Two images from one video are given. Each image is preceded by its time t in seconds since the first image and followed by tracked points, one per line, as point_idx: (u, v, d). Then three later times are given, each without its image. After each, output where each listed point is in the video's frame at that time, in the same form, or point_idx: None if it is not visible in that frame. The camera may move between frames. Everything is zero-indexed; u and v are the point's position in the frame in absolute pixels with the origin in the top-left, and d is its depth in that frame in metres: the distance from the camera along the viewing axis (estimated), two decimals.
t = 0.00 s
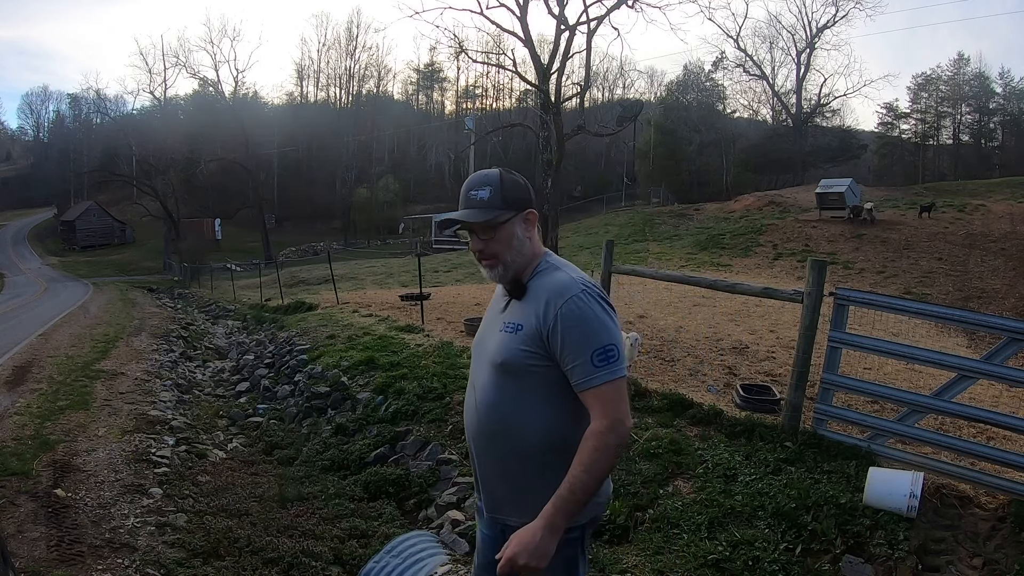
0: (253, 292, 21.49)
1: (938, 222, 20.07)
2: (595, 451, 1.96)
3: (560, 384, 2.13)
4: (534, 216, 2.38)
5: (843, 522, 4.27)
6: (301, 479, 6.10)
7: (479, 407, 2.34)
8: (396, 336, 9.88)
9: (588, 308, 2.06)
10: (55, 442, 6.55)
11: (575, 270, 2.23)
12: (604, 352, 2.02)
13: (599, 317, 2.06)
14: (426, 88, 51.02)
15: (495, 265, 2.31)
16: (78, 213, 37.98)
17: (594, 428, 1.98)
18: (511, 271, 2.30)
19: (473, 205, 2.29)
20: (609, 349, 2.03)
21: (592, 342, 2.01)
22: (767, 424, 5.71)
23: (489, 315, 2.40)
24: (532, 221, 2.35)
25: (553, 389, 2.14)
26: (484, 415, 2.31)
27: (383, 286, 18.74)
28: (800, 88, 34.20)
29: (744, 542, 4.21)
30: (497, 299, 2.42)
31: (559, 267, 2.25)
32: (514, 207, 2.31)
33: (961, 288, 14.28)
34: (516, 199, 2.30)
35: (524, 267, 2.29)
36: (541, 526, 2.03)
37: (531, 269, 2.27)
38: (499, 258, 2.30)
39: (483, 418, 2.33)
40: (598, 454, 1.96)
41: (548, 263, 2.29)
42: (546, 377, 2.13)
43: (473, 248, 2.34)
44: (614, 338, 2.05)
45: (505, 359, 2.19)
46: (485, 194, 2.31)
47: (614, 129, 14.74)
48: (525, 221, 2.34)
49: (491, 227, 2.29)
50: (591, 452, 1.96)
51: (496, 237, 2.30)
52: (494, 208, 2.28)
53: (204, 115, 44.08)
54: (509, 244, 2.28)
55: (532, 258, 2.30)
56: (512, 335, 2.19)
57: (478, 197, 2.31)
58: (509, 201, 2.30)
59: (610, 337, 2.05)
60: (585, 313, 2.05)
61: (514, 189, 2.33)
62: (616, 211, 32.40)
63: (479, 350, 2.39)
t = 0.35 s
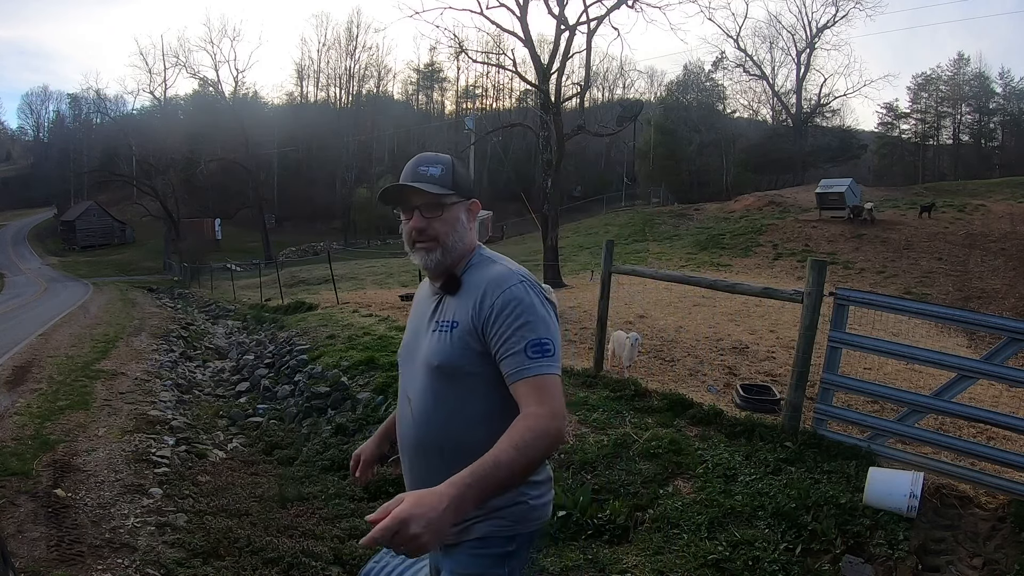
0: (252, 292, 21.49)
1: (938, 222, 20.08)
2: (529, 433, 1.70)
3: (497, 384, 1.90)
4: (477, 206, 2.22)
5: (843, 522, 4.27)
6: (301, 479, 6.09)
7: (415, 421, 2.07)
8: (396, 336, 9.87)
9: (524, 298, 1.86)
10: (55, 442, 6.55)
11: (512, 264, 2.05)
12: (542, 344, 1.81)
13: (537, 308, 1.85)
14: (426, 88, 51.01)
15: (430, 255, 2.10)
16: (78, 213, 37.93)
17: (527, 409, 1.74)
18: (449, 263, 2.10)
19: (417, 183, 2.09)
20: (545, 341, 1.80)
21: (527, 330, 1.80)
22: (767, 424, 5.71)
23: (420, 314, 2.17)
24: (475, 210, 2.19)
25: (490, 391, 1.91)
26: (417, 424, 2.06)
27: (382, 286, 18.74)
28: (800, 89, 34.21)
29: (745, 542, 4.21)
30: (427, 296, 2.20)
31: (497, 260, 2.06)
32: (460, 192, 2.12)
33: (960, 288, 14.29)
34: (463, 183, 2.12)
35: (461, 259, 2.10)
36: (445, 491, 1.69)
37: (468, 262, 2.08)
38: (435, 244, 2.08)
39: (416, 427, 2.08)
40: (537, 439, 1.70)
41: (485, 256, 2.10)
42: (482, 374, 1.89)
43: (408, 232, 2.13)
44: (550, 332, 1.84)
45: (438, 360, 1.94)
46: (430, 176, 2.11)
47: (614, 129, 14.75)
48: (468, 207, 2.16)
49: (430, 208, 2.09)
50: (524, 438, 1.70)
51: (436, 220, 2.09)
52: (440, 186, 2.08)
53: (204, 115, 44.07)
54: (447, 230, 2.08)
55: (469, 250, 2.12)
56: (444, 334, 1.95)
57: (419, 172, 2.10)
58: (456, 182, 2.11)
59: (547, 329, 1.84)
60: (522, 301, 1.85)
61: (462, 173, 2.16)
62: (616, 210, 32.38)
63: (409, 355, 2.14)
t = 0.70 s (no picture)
0: (253, 292, 21.50)
1: (938, 222, 20.07)
2: (428, 516, 1.17)
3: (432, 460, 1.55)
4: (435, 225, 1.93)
5: (843, 522, 4.27)
6: (301, 479, 6.09)
7: (348, 496, 1.79)
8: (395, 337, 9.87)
9: (456, 359, 1.48)
10: (55, 442, 6.55)
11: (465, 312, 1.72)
12: (470, 411, 1.37)
13: (475, 368, 1.48)
14: (426, 88, 51.02)
15: (362, 285, 1.81)
16: (79, 213, 37.91)
17: (439, 476, 1.25)
18: (390, 300, 1.82)
19: (355, 181, 1.79)
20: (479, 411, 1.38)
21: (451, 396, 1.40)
22: (767, 424, 5.71)
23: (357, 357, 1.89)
24: (431, 230, 1.89)
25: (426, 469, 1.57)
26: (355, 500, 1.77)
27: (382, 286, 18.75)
28: (800, 89, 34.20)
29: (745, 542, 4.21)
30: (364, 338, 1.91)
31: (445, 307, 1.72)
32: (414, 206, 1.82)
33: (961, 288, 14.27)
34: (416, 196, 1.82)
35: (403, 297, 1.80)
36: None
37: (410, 301, 1.77)
38: (369, 268, 1.79)
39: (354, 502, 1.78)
40: (437, 531, 1.16)
41: (429, 295, 1.78)
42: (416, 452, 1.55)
43: (338, 248, 1.85)
44: (489, 399, 1.43)
45: (370, 437, 1.65)
46: (380, 175, 1.81)
47: (614, 129, 14.74)
48: (420, 227, 1.85)
49: (368, 221, 1.79)
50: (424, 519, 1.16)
51: (374, 239, 1.79)
52: (388, 192, 1.78)
53: (204, 115, 44.05)
54: (385, 255, 1.78)
55: (414, 285, 1.81)
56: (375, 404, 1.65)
57: (361, 170, 1.82)
58: (407, 190, 1.81)
59: (482, 394, 1.43)
60: (453, 366, 1.47)
61: (418, 182, 1.86)
62: (616, 210, 32.37)
63: (344, 418, 1.86)
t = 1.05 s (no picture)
0: (253, 292, 21.49)
1: (938, 223, 20.08)
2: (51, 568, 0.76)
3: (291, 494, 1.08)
4: (368, 163, 1.36)
5: (843, 522, 4.27)
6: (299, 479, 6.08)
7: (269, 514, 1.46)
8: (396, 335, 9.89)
9: (281, 343, 0.99)
10: (55, 442, 6.55)
11: (368, 281, 1.22)
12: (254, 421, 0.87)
13: (308, 357, 0.95)
14: (426, 88, 51.03)
15: (244, 247, 1.33)
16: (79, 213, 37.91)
17: (137, 509, 0.80)
18: (288, 273, 1.36)
19: (237, 98, 1.24)
20: (274, 419, 0.87)
21: (244, 391, 0.91)
22: (767, 424, 5.72)
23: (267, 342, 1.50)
24: (359, 169, 1.34)
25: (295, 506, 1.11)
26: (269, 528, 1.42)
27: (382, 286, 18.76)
28: (800, 89, 34.22)
29: (744, 542, 4.22)
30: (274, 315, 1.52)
31: (344, 277, 1.23)
32: (327, 131, 1.25)
33: (960, 288, 14.28)
34: (332, 120, 1.25)
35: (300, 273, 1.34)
36: None
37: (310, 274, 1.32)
38: (250, 225, 1.30)
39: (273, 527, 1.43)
40: None
41: (338, 264, 1.27)
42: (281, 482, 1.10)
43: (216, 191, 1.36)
44: (299, 406, 0.88)
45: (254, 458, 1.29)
46: (279, 90, 1.24)
47: (614, 129, 14.74)
48: (342, 167, 1.30)
49: (247, 154, 1.25)
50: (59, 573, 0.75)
51: (257, 183, 1.27)
52: (287, 117, 1.22)
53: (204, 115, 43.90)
54: (272, 207, 1.28)
55: (320, 253, 1.31)
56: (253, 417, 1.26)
57: (254, 79, 1.26)
58: (319, 113, 1.24)
59: (294, 392, 0.89)
60: (274, 353, 0.98)
61: (339, 94, 1.27)
62: (615, 210, 32.37)
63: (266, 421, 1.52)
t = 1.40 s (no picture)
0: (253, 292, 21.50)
1: (938, 222, 20.08)
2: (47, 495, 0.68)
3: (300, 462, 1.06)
4: (386, 134, 1.38)
5: (843, 522, 4.27)
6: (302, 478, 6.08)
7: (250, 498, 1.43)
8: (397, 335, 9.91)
9: (297, 291, 1.00)
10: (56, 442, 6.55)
11: (375, 250, 1.24)
12: (269, 364, 0.87)
13: (329, 307, 0.97)
14: (426, 87, 51.07)
15: (254, 216, 1.36)
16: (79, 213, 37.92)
17: (147, 426, 0.77)
18: (297, 241, 1.38)
19: (260, 61, 1.26)
20: (286, 361, 0.87)
21: (255, 331, 0.91)
22: (767, 424, 5.72)
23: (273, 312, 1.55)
24: (375, 139, 1.35)
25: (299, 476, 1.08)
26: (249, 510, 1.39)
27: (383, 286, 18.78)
28: (800, 89, 34.24)
29: (744, 542, 4.22)
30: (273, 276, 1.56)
31: (360, 247, 1.25)
32: (348, 100, 1.28)
33: (960, 288, 14.29)
34: (350, 89, 1.26)
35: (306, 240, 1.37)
36: None
37: (317, 245, 1.35)
38: (263, 190, 1.33)
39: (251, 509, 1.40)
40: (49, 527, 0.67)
41: (349, 236, 1.30)
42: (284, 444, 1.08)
43: (230, 153, 1.39)
44: (319, 355, 0.89)
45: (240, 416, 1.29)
46: (299, 52, 1.24)
47: (615, 129, 14.74)
48: (359, 135, 1.33)
49: (263, 119, 1.27)
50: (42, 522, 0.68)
51: (269, 145, 1.29)
52: (309, 81, 1.23)
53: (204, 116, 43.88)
54: (285, 175, 1.30)
55: (331, 223, 1.34)
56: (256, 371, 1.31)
57: (273, 39, 1.26)
58: (339, 80, 1.25)
59: (310, 338, 0.90)
60: (287, 299, 0.99)
61: (360, 60, 1.27)
62: (615, 210, 32.36)
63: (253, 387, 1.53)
